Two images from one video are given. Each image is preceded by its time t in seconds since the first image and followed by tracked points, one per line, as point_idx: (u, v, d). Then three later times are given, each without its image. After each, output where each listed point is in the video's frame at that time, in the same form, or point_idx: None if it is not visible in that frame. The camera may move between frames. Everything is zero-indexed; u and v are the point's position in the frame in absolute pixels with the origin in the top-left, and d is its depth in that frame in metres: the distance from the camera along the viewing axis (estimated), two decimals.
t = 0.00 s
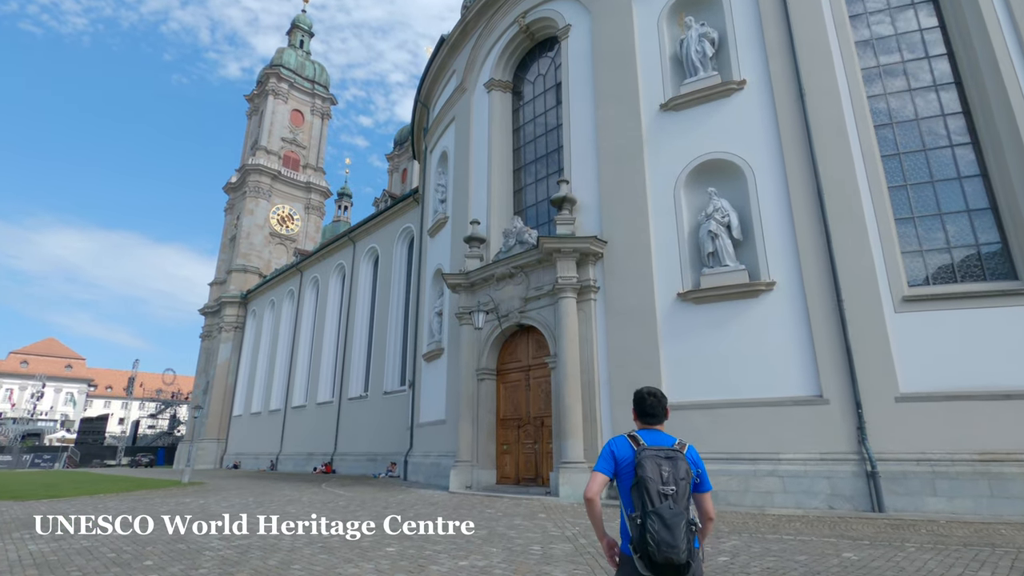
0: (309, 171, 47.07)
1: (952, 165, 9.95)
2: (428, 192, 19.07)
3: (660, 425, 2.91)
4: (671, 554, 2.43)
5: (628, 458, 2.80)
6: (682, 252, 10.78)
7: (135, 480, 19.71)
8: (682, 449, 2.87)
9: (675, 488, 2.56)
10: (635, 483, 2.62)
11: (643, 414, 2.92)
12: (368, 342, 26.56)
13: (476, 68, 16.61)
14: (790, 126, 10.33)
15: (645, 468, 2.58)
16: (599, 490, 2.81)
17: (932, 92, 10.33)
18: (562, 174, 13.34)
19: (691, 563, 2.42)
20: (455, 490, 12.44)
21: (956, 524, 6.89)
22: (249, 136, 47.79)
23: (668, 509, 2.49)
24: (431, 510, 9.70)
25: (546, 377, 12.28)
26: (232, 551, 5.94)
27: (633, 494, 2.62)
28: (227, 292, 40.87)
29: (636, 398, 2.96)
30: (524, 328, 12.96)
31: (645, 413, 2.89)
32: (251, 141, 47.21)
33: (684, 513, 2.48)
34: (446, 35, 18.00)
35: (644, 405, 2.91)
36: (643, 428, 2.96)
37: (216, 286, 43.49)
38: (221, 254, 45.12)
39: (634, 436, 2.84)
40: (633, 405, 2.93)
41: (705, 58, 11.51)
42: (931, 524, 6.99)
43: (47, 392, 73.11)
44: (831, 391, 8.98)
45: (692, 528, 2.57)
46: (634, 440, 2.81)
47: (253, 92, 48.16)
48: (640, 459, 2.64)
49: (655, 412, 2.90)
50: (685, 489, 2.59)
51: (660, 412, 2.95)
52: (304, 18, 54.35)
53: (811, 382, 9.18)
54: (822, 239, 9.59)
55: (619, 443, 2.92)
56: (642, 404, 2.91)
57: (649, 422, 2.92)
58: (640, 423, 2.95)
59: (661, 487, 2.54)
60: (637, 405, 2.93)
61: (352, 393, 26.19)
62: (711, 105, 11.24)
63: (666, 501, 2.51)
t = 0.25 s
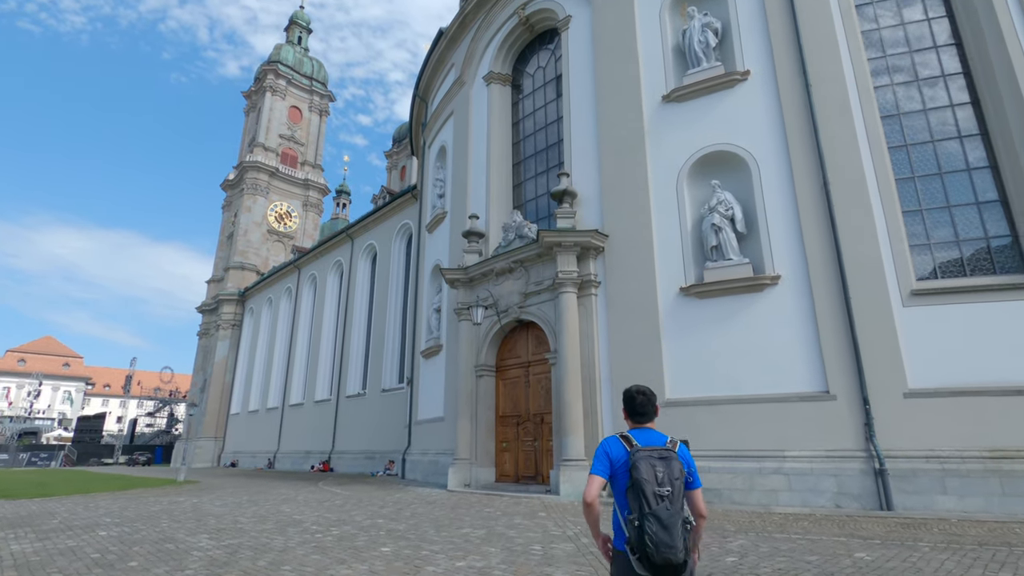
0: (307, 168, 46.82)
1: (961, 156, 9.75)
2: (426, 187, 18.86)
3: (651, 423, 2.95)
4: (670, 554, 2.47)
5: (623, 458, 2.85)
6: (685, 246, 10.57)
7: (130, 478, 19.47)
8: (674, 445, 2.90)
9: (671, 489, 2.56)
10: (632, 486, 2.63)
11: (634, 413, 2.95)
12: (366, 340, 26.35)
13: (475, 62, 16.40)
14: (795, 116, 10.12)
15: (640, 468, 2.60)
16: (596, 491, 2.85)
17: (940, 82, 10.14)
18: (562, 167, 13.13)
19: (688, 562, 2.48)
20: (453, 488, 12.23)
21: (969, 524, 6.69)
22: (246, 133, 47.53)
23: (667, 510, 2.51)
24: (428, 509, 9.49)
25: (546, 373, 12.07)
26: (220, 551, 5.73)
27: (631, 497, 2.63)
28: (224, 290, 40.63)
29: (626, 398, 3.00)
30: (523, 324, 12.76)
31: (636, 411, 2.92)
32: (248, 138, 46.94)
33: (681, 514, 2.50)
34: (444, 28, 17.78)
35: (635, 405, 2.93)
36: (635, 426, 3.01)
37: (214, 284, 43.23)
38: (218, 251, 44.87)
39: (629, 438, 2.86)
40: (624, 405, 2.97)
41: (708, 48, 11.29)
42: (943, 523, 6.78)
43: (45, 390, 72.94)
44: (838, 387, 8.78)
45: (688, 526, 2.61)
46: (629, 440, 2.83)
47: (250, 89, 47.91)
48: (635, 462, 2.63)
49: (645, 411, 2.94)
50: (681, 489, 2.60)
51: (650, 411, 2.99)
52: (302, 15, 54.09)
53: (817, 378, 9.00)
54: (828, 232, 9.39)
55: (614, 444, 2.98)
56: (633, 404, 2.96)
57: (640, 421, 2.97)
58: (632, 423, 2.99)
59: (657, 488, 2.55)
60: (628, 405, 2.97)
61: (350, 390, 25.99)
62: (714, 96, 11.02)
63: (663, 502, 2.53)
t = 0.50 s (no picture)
0: (305, 164, 46.52)
1: (970, 149, 9.54)
2: (424, 183, 18.61)
3: (644, 416, 3.04)
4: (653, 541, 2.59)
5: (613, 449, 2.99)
6: (687, 241, 10.37)
7: (122, 477, 19.17)
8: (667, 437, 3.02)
9: (655, 477, 2.72)
10: (619, 474, 2.79)
11: (628, 406, 3.06)
12: (364, 337, 26.11)
13: (474, 55, 16.16)
14: (800, 108, 9.91)
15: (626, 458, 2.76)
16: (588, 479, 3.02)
17: (949, 74, 9.92)
18: (562, 161, 12.90)
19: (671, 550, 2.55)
20: (451, 488, 12.02)
21: (981, 525, 6.50)
22: (243, 129, 47.19)
23: (650, 497, 2.66)
24: (425, 509, 9.28)
25: (545, 370, 11.87)
26: (207, 554, 5.51)
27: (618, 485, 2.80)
28: (221, 287, 40.35)
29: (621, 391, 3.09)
30: (522, 320, 12.55)
31: (630, 404, 3.04)
32: (245, 134, 46.60)
33: (664, 502, 2.63)
34: (442, 21, 17.53)
35: (630, 396, 3.02)
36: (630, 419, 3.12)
37: (210, 281, 42.93)
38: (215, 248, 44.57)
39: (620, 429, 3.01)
40: (619, 398, 3.08)
41: (712, 39, 11.07)
42: (955, 525, 6.58)
43: (41, 387, 72.57)
44: (844, 385, 8.58)
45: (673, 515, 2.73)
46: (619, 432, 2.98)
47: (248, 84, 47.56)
48: (623, 452, 2.79)
49: (640, 405, 3.02)
50: (665, 478, 2.73)
51: (646, 404, 3.06)
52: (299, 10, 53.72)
53: (822, 375, 8.80)
54: (834, 227, 9.18)
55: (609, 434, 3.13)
56: (627, 397, 3.05)
57: (635, 413, 3.05)
58: (626, 414, 3.09)
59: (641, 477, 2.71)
60: (623, 397, 3.05)
61: (347, 388, 25.76)
62: (717, 88, 10.80)
63: (647, 490, 2.67)
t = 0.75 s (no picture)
0: (301, 161, 46.25)
1: (975, 142, 9.38)
2: (421, 178, 18.41)
3: (646, 421, 2.85)
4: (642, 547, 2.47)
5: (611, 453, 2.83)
6: (687, 236, 10.19)
7: (114, 476, 18.92)
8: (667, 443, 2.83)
9: (649, 484, 2.52)
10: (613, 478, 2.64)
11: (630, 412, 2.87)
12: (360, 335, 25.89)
13: (471, 48, 15.94)
14: (803, 100, 9.73)
15: (620, 462, 2.60)
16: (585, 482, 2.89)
17: (953, 65, 9.75)
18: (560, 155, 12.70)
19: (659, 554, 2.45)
20: (447, 487, 11.83)
21: (990, 525, 6.33)
22: (239, 126, 46.88)
23: (642, 504, 2.50)
24: (420, 508, 9.09)
25: (543, 367, 11.68)
26: (191, 556, 5.32)
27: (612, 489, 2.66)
28: (216, 285, 40.07)
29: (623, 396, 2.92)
30: (519, 317, 12.36)
31: (632, 408, 2.86)
32: (241, 131, 46.29)
33: (655, 509, 2.47)
34: (438, 14, 17.30)
35: (631, 402, 2.86)
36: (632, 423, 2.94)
37: (206, 278, 42.65)
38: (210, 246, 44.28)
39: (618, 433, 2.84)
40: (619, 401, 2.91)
41: (712, 31, 10.88)
42: (963, 524, 6.41)
43: (36, 386, 72.18)
44: (848, 382, 8.41)
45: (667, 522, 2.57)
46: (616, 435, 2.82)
47: (244, 81, 47.24)
48: (617, 456, 2.63)
49: (641, 410, 2.83)
50: (662, 485, 2.55)
51: (649, 410, 2.86)
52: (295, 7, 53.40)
53: (825, 372, 8.63)
54: (837, 221, 9.01)
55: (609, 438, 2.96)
56: (627, 401, 2.88)
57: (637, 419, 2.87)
58: (629, 420, 2.91)
59: (634, 482, 2.53)
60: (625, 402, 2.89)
61: (343, 386, 25.54)
62: (718, 80, 10.62)
63: (638, 496, 2.51)
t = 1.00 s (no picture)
0: (297, 158, 45.95)
1: (980, 135, 9.19)
2: (416, 173, 18.17)
3: (649, 415, 2.73)
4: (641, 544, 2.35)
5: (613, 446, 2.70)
6: (687, 230, 9.99)
7: (104, 474, 18.65)
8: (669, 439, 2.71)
9: (651, 479, 2.42)
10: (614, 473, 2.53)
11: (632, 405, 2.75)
12: (355, 333, 25.65)
13: (467, 41, 15.71)
14: (805, 92, 9.53)
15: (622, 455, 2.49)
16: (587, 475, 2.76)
17: (958, 57, 9.56)
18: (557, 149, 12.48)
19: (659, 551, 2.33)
20: (441, 486, 11.62)
21: (999, 526, 6.14)
22: (234, 122, 46.54)
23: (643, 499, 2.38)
24: (412, 508, 8.88)
25: (539, 364, 11.48)
26: (171, 558, 5.09)
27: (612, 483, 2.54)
28: (211, 282, 39.77)
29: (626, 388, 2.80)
30: (515, 313, 12.16)
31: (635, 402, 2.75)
32: (237, 127, 45.96)
33: (656, 505, 2.36)
34: (434, 7, 17.05)
35: (635, 393, 2.75)
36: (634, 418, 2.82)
37: (200, 276, 42.34)
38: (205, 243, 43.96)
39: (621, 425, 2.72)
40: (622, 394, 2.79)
41: (712, 21, 10.67)
42: (970, 526, 6.22)
43: (30, 384, 71.76)
44: (851, 379, 8.22)
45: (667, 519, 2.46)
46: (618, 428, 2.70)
47: (239, 77, 46.90)
48: (620, 450, 2.52)
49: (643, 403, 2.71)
50: (664, 481, 2.44)
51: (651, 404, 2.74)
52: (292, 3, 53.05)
53: (828, 369, 8.44)
54: (840, 215, 8.81)
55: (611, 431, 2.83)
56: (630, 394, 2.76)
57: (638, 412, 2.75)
58: (630, 414, 2.79)
59: (637, 477, 2.42)
60: (627, 393, 2.78)
61: (338, 384, 25.30)
62: (719, 72, 10.41)
63: (640, 491, 2.40)
